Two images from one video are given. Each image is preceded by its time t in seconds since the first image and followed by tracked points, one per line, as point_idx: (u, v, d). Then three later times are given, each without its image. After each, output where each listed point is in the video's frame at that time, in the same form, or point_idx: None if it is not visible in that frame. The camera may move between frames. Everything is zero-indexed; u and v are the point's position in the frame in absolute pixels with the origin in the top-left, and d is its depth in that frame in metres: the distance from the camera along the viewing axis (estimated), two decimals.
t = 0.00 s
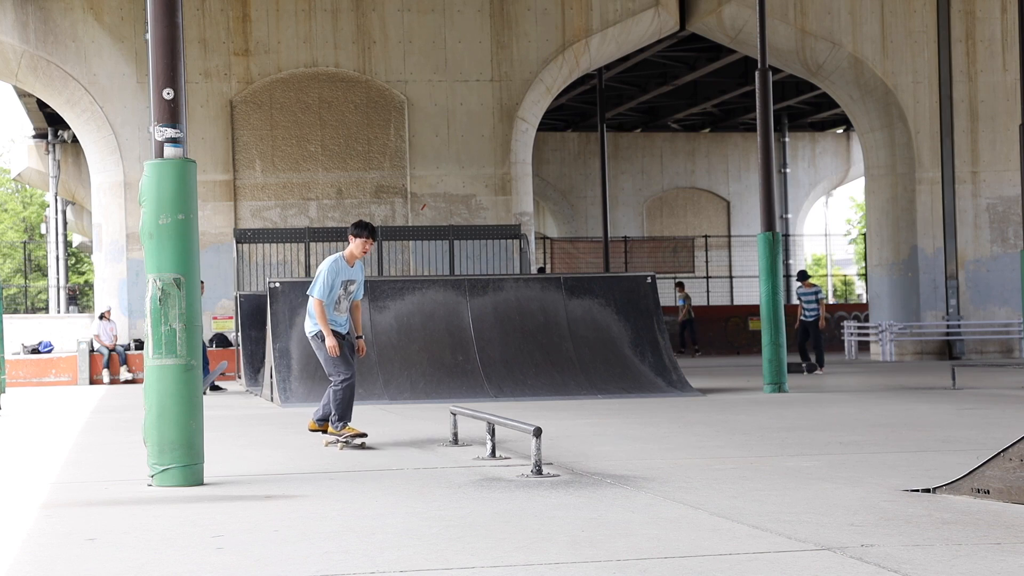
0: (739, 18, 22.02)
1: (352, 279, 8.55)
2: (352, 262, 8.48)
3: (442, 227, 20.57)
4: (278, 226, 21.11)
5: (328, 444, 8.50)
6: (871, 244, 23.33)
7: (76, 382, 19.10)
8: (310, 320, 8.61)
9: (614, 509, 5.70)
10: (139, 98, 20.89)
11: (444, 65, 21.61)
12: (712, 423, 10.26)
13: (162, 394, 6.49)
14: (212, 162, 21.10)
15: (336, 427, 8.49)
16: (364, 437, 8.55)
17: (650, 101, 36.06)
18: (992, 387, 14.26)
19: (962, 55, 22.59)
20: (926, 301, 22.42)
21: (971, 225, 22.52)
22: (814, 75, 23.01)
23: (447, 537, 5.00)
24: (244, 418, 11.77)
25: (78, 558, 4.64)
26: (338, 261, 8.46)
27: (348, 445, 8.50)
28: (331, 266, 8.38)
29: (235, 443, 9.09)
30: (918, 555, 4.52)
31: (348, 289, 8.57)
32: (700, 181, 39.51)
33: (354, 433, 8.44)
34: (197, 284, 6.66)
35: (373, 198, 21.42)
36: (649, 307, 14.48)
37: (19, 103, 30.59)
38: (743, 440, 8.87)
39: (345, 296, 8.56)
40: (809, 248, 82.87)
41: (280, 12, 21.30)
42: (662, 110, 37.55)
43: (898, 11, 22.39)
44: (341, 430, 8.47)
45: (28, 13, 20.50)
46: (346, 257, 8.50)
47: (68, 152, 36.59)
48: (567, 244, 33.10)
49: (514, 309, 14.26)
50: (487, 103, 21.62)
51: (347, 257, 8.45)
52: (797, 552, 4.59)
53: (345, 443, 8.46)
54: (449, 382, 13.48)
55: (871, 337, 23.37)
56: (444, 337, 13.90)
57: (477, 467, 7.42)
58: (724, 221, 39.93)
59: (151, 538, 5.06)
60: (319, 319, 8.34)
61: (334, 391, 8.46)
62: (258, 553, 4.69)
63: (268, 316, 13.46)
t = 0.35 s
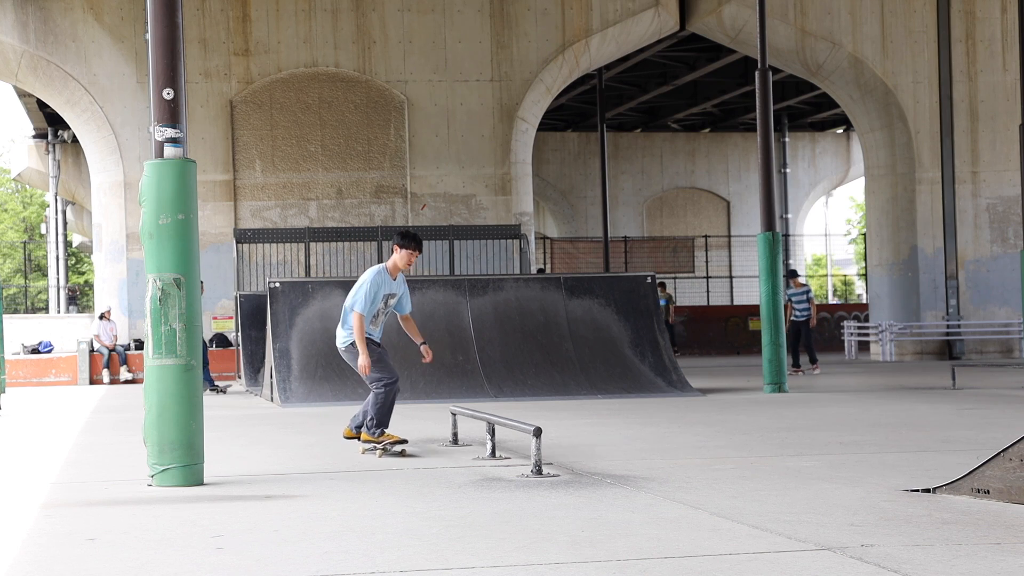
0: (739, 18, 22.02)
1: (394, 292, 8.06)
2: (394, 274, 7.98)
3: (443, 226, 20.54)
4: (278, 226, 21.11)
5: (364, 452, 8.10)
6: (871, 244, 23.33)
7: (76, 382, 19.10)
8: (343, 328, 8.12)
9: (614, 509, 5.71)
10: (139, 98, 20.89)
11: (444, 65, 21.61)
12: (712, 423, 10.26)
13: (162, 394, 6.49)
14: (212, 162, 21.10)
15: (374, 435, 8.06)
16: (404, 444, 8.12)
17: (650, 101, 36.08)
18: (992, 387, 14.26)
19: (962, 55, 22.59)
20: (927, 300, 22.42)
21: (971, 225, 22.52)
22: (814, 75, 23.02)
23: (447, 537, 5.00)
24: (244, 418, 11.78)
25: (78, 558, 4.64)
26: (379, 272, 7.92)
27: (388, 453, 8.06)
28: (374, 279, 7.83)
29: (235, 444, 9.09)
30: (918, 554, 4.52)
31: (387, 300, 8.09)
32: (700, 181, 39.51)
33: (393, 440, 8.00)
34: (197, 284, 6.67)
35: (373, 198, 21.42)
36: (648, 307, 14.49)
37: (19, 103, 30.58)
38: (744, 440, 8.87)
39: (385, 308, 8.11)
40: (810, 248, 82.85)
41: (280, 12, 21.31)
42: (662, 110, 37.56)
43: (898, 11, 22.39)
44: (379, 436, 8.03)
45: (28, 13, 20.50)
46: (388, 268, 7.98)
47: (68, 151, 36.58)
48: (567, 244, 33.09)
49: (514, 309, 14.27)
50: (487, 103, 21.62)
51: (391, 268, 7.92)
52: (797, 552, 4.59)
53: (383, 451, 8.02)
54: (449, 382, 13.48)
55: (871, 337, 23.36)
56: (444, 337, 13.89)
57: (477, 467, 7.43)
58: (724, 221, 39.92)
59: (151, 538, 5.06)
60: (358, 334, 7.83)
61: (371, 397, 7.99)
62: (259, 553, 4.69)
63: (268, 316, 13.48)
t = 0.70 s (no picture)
0: (739, 18, 22.01)
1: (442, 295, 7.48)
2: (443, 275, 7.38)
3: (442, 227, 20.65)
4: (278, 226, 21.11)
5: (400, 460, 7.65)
6: (870, 244, 23.34)
7: (76, 382, 19.09)
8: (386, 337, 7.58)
9: (614, 509, 5.70)
10: (139, 98, 20.89)
11: (444, 65, 21.61)
12: (712, 423, 10.26)
13: (162, 394, 6.49)
14: (212, 162, 21.09)
15: (409, 441, 7.59)
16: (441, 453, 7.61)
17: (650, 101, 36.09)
18: (993, 387, 14.25)
19: (962, 55, 22.59)
20: (927, 300, 22.43)
21: (971, 224, 22.52)
22: (814, 75, 23.03)
23: (447, 536, 5.00)
24: (244, 418, 11.78)
25: (78, 558, 4.64)
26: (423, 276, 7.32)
27: (425, 461, 7.58)
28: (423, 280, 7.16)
29: (235, 444, 9.08)
30: (918, 555, 4.52)
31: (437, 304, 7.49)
32: (700, 181, 39.50)
33: (429, 447, 7.51)
34: (197, 284, 6.67)
35: (373, 198, 21.42)
36: (649, 307, 14.48)
37: (19, 103, 30.58)
38: (744, 440, 8.86)
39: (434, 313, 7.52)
40: (810, 248, 82.86)
41: (280, 12, 21.30)
42: (662, 110, 37.56)
43: (898, 11, 22.40)
44: (416, 442, 7.56)
45: (28, 13, 20.50)
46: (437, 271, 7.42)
47: (68, 151, 36.57)
48: (567, 244, 33.08)
49: (514, 309, 14.27)
50: (487, 103, 21.62)
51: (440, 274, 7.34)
52: (797, 552, 4.59)
53: (418, 458, 7.55)
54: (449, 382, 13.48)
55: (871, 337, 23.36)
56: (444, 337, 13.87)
57: (477, 467, 7.42)
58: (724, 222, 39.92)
59: (152, 538, 5.06)
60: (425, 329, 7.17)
61: (414, 403, 7.53)
62: (259, 553, 4.69)
63: (268, 317, 13.48)
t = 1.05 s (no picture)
0: (739, 18, 22.01)
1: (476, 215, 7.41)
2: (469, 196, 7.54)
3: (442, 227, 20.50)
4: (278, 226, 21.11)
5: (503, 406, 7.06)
6: (870, 244, 23.34)
7: (76, 382, 19.09)
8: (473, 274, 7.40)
9: (614, 509, 5.70)
10: (139, 98, 20.89)
11: (444, 65, 21.61)
12: (713, 423, 10.26)
13: (162, 394, 6.49)
14: (212, 162, 21.09)
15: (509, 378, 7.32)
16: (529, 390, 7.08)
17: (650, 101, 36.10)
18: (992, 387, 14.25)
19: (962, 55, 22.58)
20: (927, 300, 22.43)
21: (971, 224, 22.51)
22: (814, 75, 23.03)
23: (447, 537, 5.00)
24: (243, 418, 11.78)
25: (77, 558, 4.63)
26: (480, 201, 7.28)
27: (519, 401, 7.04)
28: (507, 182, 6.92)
29: (235, 444, 9.08)
30: (918, 555, 4.52)
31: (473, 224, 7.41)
32: (700, 181, 39.51)
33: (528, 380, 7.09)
34: (197, 284, 6.67)
35: (373, 198, 21.42)
36: (649, 307, 14.47)
37: (19, 103, 30.58)
38: (744, 440, 8.86)
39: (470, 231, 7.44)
40: (810, 248, 82.87)
41: (280, 12, 21.30)
42: (662, 110, 37.56)
43: (898, 11, 22.40)
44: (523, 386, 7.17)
45: (28, 13, 20.50)
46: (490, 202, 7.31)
47: (68, 151, 36.56)
48: (567, 244, 33.08)
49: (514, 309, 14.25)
50: (487, 103, 21.63)
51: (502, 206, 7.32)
52: (796, 552, 4.59)
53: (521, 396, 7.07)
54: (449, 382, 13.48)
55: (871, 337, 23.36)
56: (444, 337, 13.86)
57: (477, 467, 7.42)
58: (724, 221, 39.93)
59: (151, 538, 5.06)
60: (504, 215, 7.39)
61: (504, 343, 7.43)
62: (259, 553, 4.69)
63: (268, 317, 13.48)
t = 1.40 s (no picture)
0: (739, 17, 22.01)
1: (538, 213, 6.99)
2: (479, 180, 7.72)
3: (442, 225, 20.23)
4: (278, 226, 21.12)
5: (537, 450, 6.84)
6: (871, 244, 23.35)
7: (76, 382, 19.08)
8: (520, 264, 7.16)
9: (613, 509, 5.70)
10: (139, 98, 20.88)
11: (444, 65, 21.61)
12: (712, 423, 10.26)
13: (162, 394, 6.49)
14: (212, 162, 21.09)
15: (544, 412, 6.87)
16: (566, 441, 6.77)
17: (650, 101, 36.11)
18: (992, 387, 14.26)
19: (962, 55, 22.59)
20: (927, 300, 22.44)
21: (971, 225, 22.51)
22: (814, 75, 23.03)
23: (446, 537, 5.00)
24: (244, 418, 11.78)
25: (78, 558, 4.63)
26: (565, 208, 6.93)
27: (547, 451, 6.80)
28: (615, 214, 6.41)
29: (235, 445, 9.07)
30: (918, 554, 4.52)
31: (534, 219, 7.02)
32: (701, 181, 39.50)
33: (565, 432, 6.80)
34: (198, 285, 6.67)
35: (373, 198, 21.42)
36: (649, 307, 14.48)
37: (19, 103, 30.58)
38: (745, 440, 8.86)
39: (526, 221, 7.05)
40: (810, 248, 82.84)
41: (280, 11, 21.30)
42: (662, 110, 37.56)
43: (898, 11, 22.40)
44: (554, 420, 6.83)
45: (28, 13, 20.50)
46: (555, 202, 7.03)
47: (68, 151, 36.57)
48: (568, 244, 33.08)
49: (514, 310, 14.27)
50: (487, 103, 21.63)
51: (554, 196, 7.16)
52: (797, 552, 4.59)
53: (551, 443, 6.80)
54: (449, 382, 13.47)
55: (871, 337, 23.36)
56: (444, 337, 13.89)
57: (477, 466, 7.42)
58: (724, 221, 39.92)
59: (151, 538, 5.06)
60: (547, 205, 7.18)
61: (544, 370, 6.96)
62: (259, 553, 4.69)
63: (268, 317, 13.48)
